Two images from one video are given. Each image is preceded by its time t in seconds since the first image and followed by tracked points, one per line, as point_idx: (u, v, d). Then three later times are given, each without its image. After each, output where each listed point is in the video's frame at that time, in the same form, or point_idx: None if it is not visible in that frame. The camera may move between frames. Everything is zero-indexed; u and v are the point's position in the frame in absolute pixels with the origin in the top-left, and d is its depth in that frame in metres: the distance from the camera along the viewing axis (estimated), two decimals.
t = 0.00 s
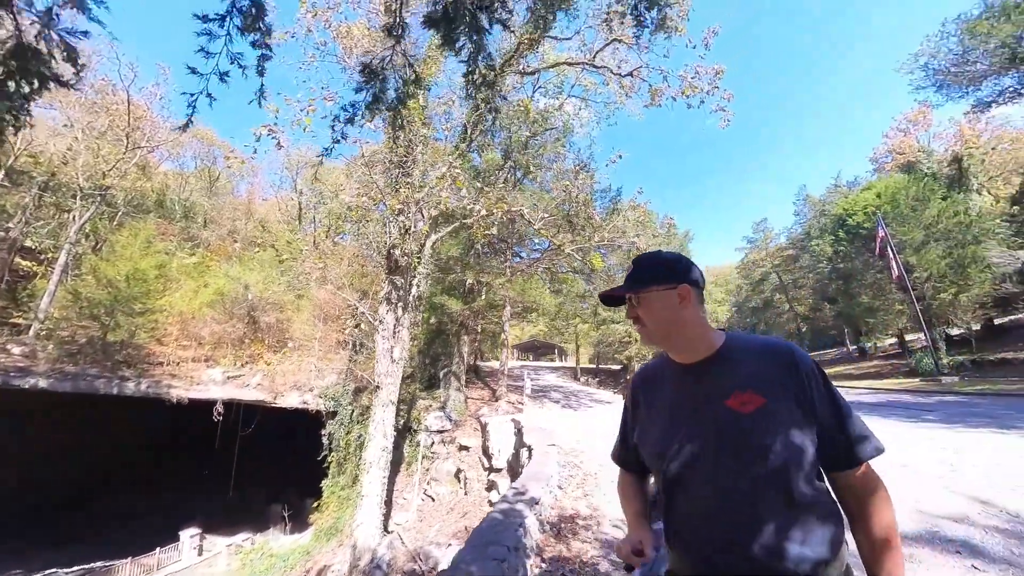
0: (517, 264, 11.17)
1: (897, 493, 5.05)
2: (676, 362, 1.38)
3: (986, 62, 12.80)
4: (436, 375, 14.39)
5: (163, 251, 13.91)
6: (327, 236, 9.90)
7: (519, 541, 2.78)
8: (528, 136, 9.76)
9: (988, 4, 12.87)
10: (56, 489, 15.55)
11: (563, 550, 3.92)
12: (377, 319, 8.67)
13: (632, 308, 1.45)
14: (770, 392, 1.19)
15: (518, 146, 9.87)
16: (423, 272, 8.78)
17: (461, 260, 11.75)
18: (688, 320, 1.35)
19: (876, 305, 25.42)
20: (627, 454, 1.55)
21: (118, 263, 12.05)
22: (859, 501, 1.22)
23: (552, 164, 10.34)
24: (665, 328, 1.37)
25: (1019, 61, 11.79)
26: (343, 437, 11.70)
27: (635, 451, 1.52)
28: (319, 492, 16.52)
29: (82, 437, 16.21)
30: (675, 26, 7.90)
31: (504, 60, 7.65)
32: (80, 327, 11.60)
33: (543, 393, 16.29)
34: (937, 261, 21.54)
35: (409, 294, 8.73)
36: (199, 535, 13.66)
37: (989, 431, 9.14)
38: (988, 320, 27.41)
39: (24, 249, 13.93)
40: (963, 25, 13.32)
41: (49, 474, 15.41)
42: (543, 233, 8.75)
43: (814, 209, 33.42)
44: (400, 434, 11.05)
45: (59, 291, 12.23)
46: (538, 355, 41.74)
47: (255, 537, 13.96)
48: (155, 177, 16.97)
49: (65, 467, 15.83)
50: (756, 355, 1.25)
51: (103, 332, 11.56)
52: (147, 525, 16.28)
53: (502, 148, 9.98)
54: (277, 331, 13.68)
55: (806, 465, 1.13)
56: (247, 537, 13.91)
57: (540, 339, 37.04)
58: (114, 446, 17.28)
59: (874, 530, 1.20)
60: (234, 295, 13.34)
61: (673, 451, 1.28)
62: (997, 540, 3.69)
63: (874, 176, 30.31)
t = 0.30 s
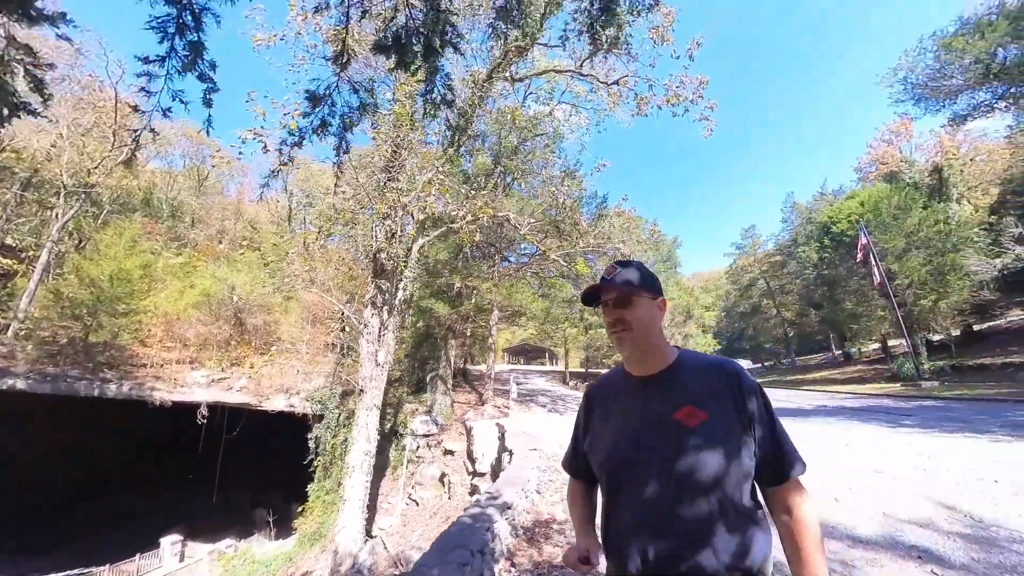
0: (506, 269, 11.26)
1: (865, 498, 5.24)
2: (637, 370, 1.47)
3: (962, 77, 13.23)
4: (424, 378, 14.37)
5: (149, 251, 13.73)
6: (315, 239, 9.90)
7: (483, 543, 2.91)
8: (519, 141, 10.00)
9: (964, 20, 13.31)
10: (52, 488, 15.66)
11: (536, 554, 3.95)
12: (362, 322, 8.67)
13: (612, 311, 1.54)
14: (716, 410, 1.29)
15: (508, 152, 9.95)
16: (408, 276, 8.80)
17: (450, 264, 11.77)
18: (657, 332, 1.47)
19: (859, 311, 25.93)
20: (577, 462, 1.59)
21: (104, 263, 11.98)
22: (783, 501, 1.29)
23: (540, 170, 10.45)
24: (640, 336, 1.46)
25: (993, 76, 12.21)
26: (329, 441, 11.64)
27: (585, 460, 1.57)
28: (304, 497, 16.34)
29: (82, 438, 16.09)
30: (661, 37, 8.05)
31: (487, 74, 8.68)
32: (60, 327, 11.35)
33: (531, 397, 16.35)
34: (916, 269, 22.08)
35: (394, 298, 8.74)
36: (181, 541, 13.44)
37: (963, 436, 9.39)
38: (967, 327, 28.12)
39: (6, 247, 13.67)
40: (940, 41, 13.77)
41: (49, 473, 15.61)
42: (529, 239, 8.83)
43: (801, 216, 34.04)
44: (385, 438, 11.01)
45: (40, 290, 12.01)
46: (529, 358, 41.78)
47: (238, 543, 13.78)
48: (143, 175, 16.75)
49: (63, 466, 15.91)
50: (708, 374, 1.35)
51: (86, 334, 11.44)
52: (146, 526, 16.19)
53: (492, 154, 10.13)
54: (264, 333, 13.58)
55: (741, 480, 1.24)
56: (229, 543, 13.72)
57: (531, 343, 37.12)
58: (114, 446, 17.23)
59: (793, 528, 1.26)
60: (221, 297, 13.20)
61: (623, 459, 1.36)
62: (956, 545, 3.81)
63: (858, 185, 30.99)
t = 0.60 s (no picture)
0: (502, 272, 11.40)
1: (847, 501, 5.42)
2: (603, 375, 1.55)
3: (958, 74, 13.20)
4: (423, 379, 14.53)
5: (155, 254, 13.99)
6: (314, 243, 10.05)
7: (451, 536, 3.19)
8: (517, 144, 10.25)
9: (961, 17, 13.25)
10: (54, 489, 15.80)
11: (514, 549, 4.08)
12: (359, 324, 8.83)
13: (593, 316, 1.63)
14: (672, 418, 1.40)
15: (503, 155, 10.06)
16: (404, 279, 8.94)
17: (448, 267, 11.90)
18: (624, 341, 1.60)
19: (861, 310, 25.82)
20: (532, 462, 1.67)
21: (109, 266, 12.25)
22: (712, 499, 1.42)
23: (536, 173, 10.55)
24: (612, 344, 1.57)
25: (990, 74, 12.16)
26: (329, 442, 11.82)
27: (539, 460, 1.65)
28: (306, 497, 16.55)
29: (74, 441, 16.22)
30: (653, 39, 8.12)
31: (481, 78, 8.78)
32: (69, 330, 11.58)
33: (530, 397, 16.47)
34: (920, 268, 22.01)
35: (390, 300, 8.89)
36: (186, 540, 13.66)
37: (958, 437, 9.39)
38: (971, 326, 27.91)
39: (15, 251, 13.90)
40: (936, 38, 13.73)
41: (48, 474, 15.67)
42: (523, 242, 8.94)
43: (804, 215, 33.87)
44: (384, 438, 11.18)
45: (48, 293, 12.23)
46: (531, 359, 41.75)
47: (241, 542, 14.00)
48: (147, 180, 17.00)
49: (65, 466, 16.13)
50: (664, 384, 1.48)
51: (94, 335, 11.67)
52: (149, 524, 16.37)
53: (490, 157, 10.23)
54: (267, 335, 13.78)
55: (686, 484, 1.35)
56: (233, 542, 13.94)
57: (532, 343, 37.13)
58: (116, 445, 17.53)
59: (720, 524, 1.39)
60: (223, 299, 13.40)
61: (581, 457, 1.45)
62: (927, 550, 3.92)
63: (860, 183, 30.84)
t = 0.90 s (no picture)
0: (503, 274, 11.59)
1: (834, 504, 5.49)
2: (560, 371, 1.63)
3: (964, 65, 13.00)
4: (428, 379, 14.77)
5: (170, 260, 14.49)
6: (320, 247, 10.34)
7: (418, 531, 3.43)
8: (518, 146, 10.47)
9: (966, 6, 13.04)
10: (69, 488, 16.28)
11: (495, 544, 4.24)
12: (360, 326, 9.09)
13: (557, 314, 1.70)
14: (621, 413, 1.54)
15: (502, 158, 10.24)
16: (405, 281, 9.16)
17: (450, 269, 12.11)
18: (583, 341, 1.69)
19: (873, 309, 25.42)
20: (481, 456, 1.65)
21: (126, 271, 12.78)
22: (642, 483, 1.60)
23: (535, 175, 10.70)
24: (573, 342, 1.66)
25: (996, 64, 11.95)
26: (336, 441, 12.11)
27: (489, 454, 1.63)
28: (315, 495, 16.92)
29: (85, 441, 16.61)
30: (645, 39, 8.23)
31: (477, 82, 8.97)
32: (88, 334, 12.11)
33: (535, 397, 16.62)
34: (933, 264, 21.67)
35: (391, 303, 9.13)
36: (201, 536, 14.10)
37: (963, 437, 9.31)
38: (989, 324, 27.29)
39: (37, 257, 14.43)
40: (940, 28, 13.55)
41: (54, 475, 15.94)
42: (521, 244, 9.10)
43: (814, 211, 33.38)
44: (388, 437, 11.44)
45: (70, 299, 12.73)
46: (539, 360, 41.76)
47: (253, 538, 14.40)
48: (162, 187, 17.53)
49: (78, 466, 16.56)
50: (615, 382, 1.62)
51: (111, 340, 12.13)
52: (159, 522, 16.81)
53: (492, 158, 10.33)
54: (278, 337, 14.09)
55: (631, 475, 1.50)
56: (245, 538, 14.34)
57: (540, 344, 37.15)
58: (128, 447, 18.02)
59: (647, 504, 1.59)
60: (235, 302, 13.79)
61: (536, 448, 1.51)
62: (905, 556, 3.97)
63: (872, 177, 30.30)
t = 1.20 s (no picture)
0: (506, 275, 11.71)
1: (821, 506, 5.56)
2: (505, 369, 1.74)
3: (973, 54, 12.71)
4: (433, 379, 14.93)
5: (183, 265, 14.95)
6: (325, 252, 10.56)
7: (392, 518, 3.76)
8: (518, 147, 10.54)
9: None
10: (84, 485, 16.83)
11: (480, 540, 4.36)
12: (362, 327, 9.29)
13: (510, 317, 1.80)
14: (553, 413, 1.72)
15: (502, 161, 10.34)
16: (406, 283, 9.32)
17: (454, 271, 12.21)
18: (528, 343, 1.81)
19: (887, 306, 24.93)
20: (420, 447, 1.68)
21: (143, 277, 13.46)
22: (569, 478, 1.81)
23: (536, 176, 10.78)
24: (521, 345, 1.77)
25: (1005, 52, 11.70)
26: (342, 440, 12.35)
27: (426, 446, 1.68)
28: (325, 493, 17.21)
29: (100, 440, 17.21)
30: (639, 38, 8.27)
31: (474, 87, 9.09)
32: (106, 338, 12.84)
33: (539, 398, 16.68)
34: (949, 258, 21.31)
35: (393, 305, 9.33)
36: (214, 533, 14.45)
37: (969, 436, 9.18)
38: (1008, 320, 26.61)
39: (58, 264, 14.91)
40: (947, 17, 13.26)
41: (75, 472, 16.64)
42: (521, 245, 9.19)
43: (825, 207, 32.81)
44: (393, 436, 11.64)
45: (88, 303, 13.16)
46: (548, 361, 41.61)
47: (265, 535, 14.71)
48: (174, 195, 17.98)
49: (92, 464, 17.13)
50: (550, 385, 1.79)
51: (129, 343, 12.79)
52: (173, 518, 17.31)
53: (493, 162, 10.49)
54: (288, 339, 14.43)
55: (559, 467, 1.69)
56: (257, 534, 14.67)
57: (548, 345, 37.13)
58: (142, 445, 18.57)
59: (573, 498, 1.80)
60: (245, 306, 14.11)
61: (481, 440, 1.61)
62: (879, 561, 4.06)
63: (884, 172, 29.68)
